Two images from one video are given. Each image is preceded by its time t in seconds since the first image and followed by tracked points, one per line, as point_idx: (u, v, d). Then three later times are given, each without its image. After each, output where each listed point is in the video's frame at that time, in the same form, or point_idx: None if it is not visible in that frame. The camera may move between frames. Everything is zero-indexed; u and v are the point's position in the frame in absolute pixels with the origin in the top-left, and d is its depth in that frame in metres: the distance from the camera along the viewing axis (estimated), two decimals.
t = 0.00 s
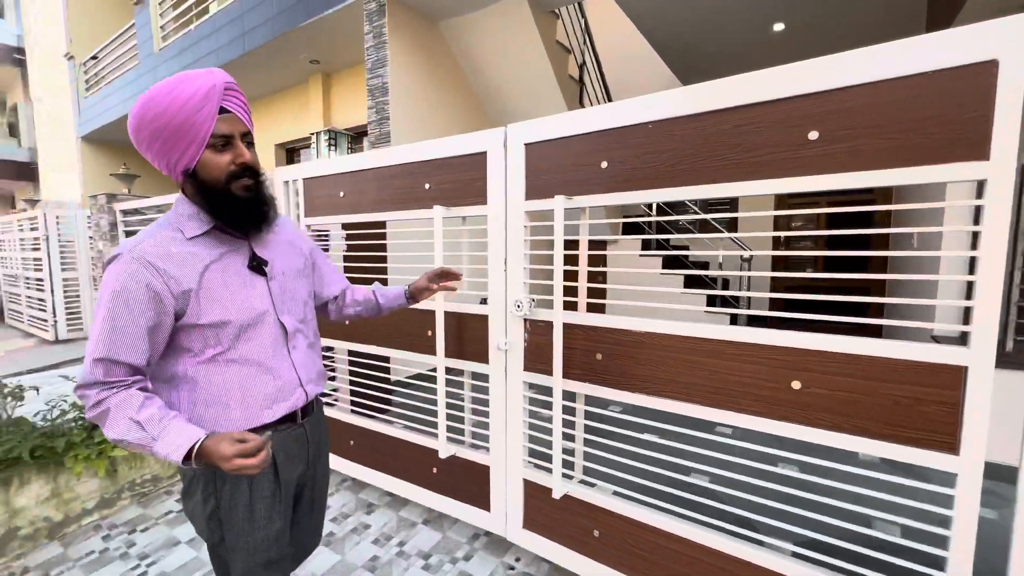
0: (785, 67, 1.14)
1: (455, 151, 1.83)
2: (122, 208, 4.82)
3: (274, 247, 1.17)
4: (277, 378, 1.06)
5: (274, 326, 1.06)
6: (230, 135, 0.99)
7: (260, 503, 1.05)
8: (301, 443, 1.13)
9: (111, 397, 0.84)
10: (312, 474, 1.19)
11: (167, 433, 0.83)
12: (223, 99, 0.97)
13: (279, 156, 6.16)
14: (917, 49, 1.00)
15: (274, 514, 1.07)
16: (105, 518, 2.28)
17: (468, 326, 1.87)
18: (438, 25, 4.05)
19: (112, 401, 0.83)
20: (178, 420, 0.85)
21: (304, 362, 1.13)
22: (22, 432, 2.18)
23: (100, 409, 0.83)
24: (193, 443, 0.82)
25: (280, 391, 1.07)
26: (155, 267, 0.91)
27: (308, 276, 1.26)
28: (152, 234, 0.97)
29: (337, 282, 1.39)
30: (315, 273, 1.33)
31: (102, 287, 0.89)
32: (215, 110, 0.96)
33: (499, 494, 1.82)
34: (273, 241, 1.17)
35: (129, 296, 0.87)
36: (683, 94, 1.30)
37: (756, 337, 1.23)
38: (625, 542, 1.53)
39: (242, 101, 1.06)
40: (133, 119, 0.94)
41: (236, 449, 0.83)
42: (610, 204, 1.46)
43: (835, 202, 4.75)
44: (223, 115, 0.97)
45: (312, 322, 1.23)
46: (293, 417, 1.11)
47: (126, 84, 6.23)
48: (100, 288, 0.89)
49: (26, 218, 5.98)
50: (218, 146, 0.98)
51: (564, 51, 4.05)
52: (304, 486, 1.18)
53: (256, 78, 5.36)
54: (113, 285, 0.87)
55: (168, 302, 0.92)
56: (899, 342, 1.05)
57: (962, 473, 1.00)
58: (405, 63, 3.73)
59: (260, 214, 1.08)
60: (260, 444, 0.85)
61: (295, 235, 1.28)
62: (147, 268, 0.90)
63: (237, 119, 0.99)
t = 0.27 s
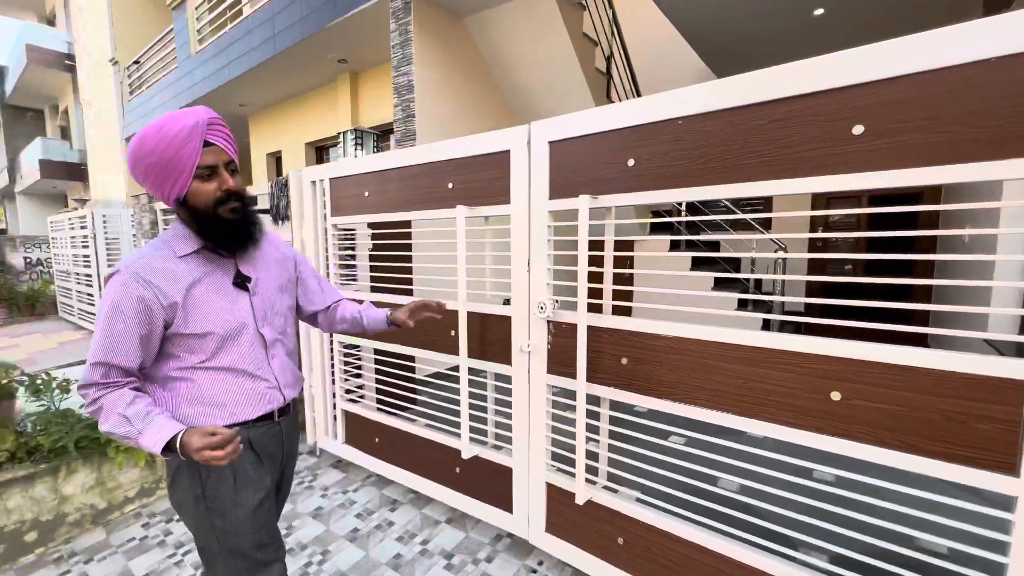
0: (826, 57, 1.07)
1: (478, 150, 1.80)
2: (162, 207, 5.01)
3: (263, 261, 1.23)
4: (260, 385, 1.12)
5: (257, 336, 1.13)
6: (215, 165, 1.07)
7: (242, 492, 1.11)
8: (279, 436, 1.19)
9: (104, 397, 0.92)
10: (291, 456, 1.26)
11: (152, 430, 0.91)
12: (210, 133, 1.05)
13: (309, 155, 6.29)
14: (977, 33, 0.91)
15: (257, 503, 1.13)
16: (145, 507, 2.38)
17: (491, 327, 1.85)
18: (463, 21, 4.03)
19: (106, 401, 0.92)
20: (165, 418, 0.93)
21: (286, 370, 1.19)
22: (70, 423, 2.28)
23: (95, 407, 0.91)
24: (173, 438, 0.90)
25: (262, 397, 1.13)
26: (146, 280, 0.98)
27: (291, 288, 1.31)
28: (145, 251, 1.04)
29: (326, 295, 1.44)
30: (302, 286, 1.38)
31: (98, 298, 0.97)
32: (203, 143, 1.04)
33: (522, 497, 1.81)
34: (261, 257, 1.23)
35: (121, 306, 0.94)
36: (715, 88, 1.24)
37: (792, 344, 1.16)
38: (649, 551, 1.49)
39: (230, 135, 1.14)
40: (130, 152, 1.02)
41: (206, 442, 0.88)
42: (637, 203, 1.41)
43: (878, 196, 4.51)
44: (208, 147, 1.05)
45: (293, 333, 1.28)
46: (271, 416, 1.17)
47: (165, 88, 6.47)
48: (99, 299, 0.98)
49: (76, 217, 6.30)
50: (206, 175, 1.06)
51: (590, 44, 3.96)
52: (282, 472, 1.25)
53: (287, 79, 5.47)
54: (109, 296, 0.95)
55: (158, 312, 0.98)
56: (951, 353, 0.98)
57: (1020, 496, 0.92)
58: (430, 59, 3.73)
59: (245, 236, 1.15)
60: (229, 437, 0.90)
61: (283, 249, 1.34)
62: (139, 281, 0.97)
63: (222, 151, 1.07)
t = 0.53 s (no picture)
0: (856, 53, 1.04)
1: (497, 147, 1.80)
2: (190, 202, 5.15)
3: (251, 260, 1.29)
4: (239, 377, 1.19)
5: (240, 328, 1.19)
6: (216, 173, 1.15)
7: (221, 467, 1.16)
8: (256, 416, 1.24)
9: (99, 374, 1.00)
10: (270, 436, 1.31)
11: (143, 405, 0.99)
12: (214, 144, 1.13)
13: (331, 151, 6.38)
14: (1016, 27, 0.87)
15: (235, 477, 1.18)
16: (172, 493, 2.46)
17: (508, 324, 1.86)
18: (484, 17, 4.03)
19: (100, 377, 0.99)
20: (153, 396, 1.02)
21: (264, 365, 1.25)
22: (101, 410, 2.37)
23: (90, 383, 0.99)
24: (161, 414, 0.99)
25: (242, 387, 1.19)
26: (140, 270, 1.05)
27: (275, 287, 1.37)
28: (142, 244, 1.11)
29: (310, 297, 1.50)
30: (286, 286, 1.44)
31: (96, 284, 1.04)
32: (207, 154, 1.12)
33: (537, 494, 1.81)
34: (251, 256, 1.29)
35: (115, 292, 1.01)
36: (739, 84, 1.22)
37: (815, 346, 1.14)
38: (663, 551, 1.48)
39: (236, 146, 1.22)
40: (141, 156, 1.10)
41: (193, 420, 0.99)
42: (657, 202, 1.40)
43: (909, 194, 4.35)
44: (212, 158, 1.13)
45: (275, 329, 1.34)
46: (243, 398, 1.21)
47: (194, 85, 6.62)
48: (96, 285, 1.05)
49: (108, 211, 6.51)
50: (207, 182, 1.14)
51: (612, 39, 3.92)
52: (262, 451, 1.30)
53: (309, 76, 5.55)
54: (105, 282, 1.02)
55: (149, 299, 1.05)
56: (983, 359, 0.94)
57: None
58: (450, 55, 3.74)
59: (240, 239, 1.22)
60: (211, 419, 1.01)
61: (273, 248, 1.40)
62: (133, 271, 1.04)
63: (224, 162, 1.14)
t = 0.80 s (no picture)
0: (879, 44, 1.02)
1: (510, 141, 1.80)
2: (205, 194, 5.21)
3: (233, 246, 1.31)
4: (225, 358, 1.22)
5: (224, 312, 1.22)
6: (207, 161, 1.16)
7: (196, 453, 1.18)
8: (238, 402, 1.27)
9: (93, 350, 1.01)
10: (248, 428, 1.33)
11: (141, 380, 1.01)
12: (207, 133, 1.15)
13: (343, 145, 6.41)
14: None
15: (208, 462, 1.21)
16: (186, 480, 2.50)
17: (519, 319, 1.86)
18: (496, 10, 4.02)
19: (95, 353, 1.00)
20: (150, 372, 1.04)
21: (246, 349, 1.28)
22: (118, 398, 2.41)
23: (84, 359, 1.00)
24: (162, 388, 1.01)
25: (227, 369, 1.22)
26: (130, 250, 1.06)
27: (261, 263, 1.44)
28: (129, 224, 1.12)
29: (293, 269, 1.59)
30: (267, 264, 1.50)
31: (85, 261, 1.04)
32: (200, 141, 1.13)
33: (545, 488, 1.82)
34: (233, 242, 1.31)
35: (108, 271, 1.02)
36: (758, 77, 1.20)
37: (832, 344, 1.12)
38: (673, 548, 1.48)
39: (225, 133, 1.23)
40: (131, 138, 1.10)
41: (200, 389, 1.01)
42: (672, 197, 1.38)
43: (928, 191, 4.27)
44: (204, 147, 1.14)
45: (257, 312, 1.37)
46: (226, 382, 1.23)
47: (208, 78, 6.68)
48: (84, 263, 1.05)
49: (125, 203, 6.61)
50: (199, 169, 1.15)
51: (625, 32, 3.87)
52: (239, 442, 1.32)
53: (322, 69, 5.58)
54: (97, 261, 1.03)
55: (138, 279, 1.07)
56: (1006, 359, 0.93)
57: None
58: (463, 49, 3.73)
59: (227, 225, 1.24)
60: (218, 387, 1.03)
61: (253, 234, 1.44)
62: (124, 251, 1.05)
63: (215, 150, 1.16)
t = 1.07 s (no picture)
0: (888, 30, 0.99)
1: (509, 133, 1.77)
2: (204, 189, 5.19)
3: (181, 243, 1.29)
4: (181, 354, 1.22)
5: (175, 309, 1.21)
6: (141, 151, 1.13)
7: (138, 467, 1.14)
8: (191, 408, 1.24)
9: (45, 357, 0.98)
10: (200, 441, 1.29)
11: (105, 382, 1.01)
12: (138, 121, 1.11)
13: (343, 139, 6.37)
14: None
15: (151, 471, 1.16)
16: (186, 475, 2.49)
17: (518, 313, 1.84)
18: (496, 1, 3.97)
19: (47, 361, 0.98)
20: (113, 373, 1.04)
21: (202, 347, 1.28)
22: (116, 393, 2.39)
23: (35, 368, 0.97)
24: (131, 387, 1.02)
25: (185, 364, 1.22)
26: (69, 253, 1.03)
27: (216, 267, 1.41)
28: (65, 225, 1.08)
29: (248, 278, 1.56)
30: (222, 271, 1.47)
31: (19, 267, 1.00)
32: (132, 130, 1.10)
33: (545, 484, 1.81)
34: (180, 238, 1.30)
35: (46, 275, 0.99)
36: (762, 65, 1.17)
37: (836, 338, 1.10)
38: (673, 544, 1.47)
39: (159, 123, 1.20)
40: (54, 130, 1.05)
41: (173, 383, 1.05)
42: (674, 189, 1.36)
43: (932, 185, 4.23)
44: (136, 135, 1.11)
45: (215, 314, 1.36)
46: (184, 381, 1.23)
47: (206, 72, 6.64)
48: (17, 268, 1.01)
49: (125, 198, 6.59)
50: (132, 160, 1.12)
51: (627, 24, 3.82)
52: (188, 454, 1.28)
53: (321, 62, 5.53)
54: (32, 266, 0.99)
55: (80, 282, 1.04)
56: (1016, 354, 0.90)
57: None
58: (462, 41, 3.69)
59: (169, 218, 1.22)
60: (192, 376, 1.08)
61: (207, 237, 1.41)
62: (61, 254, 1.02)
63: (150, 139, 1.13)
